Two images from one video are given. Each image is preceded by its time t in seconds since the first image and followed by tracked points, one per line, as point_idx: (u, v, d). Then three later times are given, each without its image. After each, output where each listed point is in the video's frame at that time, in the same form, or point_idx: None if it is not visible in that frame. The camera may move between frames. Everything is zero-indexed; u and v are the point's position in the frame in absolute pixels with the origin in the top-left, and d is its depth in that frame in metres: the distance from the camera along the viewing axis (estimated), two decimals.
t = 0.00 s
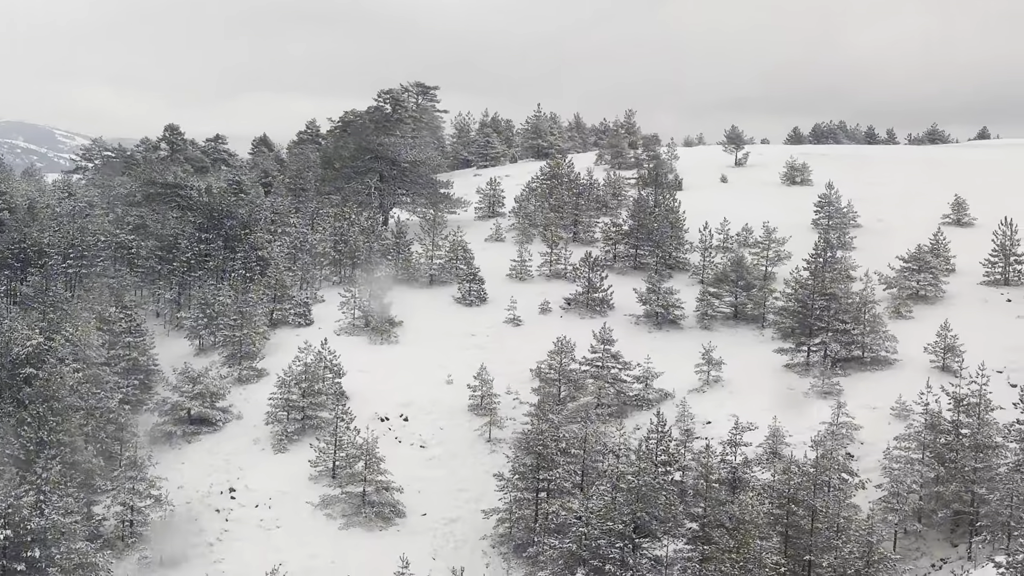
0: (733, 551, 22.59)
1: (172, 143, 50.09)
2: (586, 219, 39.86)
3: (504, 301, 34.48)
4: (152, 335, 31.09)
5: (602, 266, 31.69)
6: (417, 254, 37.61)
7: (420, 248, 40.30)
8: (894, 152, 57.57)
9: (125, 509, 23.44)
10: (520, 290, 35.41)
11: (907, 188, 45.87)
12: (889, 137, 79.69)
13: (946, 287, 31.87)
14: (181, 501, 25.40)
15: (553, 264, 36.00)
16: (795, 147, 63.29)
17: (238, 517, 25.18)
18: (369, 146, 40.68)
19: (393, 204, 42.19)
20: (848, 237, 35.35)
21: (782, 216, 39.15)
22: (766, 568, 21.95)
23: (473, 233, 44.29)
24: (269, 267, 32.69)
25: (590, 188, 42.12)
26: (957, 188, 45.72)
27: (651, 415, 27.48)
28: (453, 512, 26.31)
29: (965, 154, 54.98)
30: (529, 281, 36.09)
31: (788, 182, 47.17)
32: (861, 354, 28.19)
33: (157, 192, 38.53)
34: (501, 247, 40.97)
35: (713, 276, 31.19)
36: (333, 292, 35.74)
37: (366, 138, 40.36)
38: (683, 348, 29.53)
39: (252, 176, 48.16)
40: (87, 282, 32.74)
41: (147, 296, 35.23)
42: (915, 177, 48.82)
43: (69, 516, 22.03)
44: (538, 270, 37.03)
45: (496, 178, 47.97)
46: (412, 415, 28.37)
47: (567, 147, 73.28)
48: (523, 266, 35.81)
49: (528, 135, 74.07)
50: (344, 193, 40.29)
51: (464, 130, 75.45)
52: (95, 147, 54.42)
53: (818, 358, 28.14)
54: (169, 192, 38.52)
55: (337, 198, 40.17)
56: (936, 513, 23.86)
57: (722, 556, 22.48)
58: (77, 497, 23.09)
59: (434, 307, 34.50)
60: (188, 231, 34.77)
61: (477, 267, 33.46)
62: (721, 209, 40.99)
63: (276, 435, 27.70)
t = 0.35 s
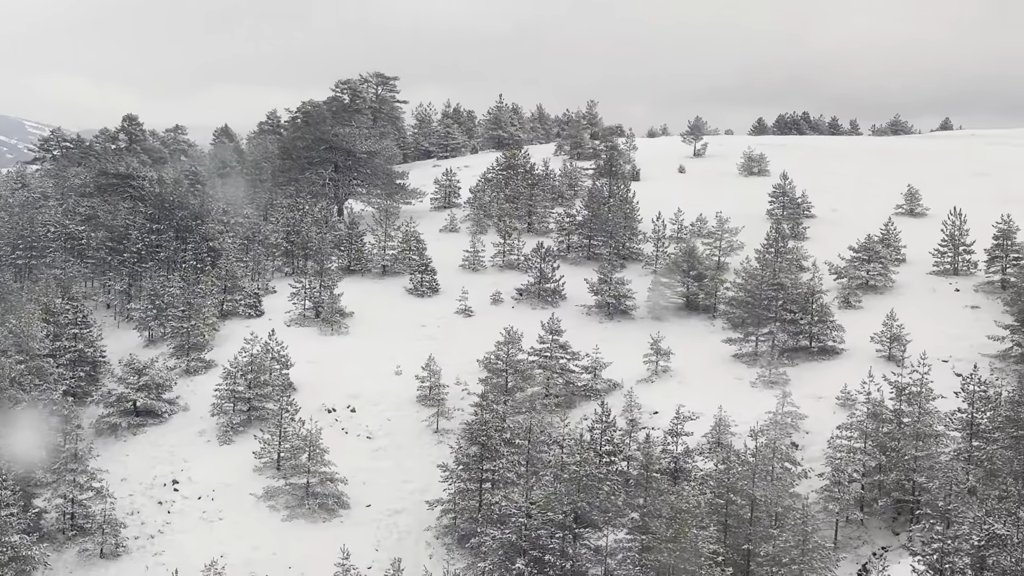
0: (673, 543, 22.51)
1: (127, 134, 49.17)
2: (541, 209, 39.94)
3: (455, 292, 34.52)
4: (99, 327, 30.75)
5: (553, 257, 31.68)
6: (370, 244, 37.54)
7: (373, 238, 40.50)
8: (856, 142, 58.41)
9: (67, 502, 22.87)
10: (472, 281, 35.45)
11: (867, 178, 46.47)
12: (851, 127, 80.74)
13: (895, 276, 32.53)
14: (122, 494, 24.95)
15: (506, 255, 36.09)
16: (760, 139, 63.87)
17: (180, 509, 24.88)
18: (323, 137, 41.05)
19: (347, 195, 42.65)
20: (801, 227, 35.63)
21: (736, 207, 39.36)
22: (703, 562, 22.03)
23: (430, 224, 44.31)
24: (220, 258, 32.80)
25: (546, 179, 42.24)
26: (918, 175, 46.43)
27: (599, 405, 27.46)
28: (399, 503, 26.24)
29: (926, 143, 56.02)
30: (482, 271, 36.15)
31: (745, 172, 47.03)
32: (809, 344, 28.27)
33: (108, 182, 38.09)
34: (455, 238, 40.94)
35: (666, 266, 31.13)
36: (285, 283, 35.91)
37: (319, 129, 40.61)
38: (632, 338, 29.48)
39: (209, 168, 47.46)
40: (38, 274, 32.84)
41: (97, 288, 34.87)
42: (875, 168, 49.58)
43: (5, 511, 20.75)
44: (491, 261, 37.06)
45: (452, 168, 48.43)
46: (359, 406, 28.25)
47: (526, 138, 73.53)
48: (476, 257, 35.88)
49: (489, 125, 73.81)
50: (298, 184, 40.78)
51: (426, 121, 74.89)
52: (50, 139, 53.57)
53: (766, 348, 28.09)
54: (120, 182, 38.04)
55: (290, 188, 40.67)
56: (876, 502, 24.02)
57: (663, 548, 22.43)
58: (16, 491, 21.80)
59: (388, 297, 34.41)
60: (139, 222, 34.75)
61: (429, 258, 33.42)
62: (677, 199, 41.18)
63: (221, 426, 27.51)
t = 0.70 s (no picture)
0: (604, 530, 22.37)
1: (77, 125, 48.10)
2: (493, 200, 39.97)
3: (404, 283, 34.65)
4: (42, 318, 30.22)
5: (501, 248, 31.49)
6: (321, 236, 37.63)
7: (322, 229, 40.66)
8: (815, 136, 59.37)
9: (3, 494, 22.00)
10: (421, 272, 35.53)
11: (825, 172, 47.13)
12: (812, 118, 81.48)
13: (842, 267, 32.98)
14: (60, 488, 24.38)
15: (456, 246, 36.27)
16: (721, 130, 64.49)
17: (120, 501, 24.43)
18: (274, 128, 41.11)
19: (298, 184, 43.21)
20: (752, 218, 36.03)
21: (689, 199, 39.65)
22: (636, 553, 21.41)
23: (383, 215, 44.34)
24: (169, 250, 32.98)
25: (501, 170, 42.26)
26: (873, 170, 47.43)
27: (544, 396, 27.25)
28: (341, 494, 26.13)
29: (882, 137, 57.33)
30: (432, 262, 36.27)
31: (700, 163, 48.12)
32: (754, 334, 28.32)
33: (57, 173, 38.38)
34: (407, 229, 41.40)
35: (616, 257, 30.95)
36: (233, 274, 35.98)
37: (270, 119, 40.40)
38: (579, 329, 29.35)
39: (162, 159, 46.58)
40: None
41: (43, 280, 34.49)
42: (831, 162, 50.51)
43: None
44: (441, 252, 37.18)
45: (404, 159, 49.22)
46: (303, 397, 28.10)
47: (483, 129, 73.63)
48: (426, 248, 36.03)
49: (447, 117, 73.24)
50: (249, 175, 41.31)
51: (384, 112, 73.95)
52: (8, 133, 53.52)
53: (712, 338, 28.04)
54: (66, 173, 38.05)
55: (240, 178, 41.41)
56: (816, 490, 23.72)
57: (597, 536, 22.29)
58: None
59: (337, 288, 34.38)
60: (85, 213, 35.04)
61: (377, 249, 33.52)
62: (630, 191, 41.47)
63: (163, 418, 27.29)
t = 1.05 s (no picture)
0: (540, 518, 21.89)
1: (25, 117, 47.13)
2: (444, 191, 40.10)
3: (353, 274, 34.69)
4: None
5: (449, 239, 31.43)
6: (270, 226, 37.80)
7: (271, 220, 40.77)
8: (778, 125, 60.12)
9: None
10: (370, 263, 35.59)
11: (786, 163, 47.65)
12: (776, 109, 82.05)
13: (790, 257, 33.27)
14: None
15: (406, 237, 36.36)
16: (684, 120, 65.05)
17: (57, 495, 23.99)
18: (224, 118, 41.46)
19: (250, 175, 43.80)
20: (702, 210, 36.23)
21: (641, 190, 40.09)
22: (570, 544, 21.21)
23: (335, 206, 44.31)
24: (115, 240, 32.89)
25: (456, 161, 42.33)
26: (833, 163, 48.11)
27: (490, 387, 27.15)
28: (283, 486, 25.93)
29: (842, 127, 58.37)
30: (382, 253, 36.33)
31: (654, 152, 48.45)
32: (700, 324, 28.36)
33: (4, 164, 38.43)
34: (359, 221, 41.40)
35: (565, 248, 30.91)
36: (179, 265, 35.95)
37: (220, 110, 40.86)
38: (525, 319, 29.30)
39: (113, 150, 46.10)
40: None
41: None
42: (793, 153, 51.20)
43: None
44: (392, 243, 37.25)
45: (357, 151, 49.50)
46: (247, 389, 27.87)
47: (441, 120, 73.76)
48: (376, 239, 36.09)
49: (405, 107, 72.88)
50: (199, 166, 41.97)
51: (343, 102, 73.16)
52: None
53: (657, 328, 28.00)
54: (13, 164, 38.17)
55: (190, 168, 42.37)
56: (758, 480, 23.44)
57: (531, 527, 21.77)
58: None
59: (287, 280, 34.31)
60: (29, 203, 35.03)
61: (326, 240, 33.57)
62: (582, 182, 41.73)
63: (103, 411, 26.96)
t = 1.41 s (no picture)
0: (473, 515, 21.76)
1: None
2: (396, 185, 40.36)
3: (301, 270, 34.80)
4: None
5: (397, 234, 31.36)
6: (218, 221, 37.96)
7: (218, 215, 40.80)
8: (739, 121, 60.84)
9: None
10: (318, 258, 35.71)
11: (746, 158, 48.06)
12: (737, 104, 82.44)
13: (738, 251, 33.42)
14: None
15: (356, 232, 36.55)
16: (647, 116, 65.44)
17: None
18: (174, 113, 42.04)
19: (200, 170, 43.96)
20: (654, 203, 37.01)
21: (594, 185, 40.90)
22: (504, 541, 21.27)
23: (284, 201, 44.12)
24: (60, 235, 32.60)
25: (409, 155, 42.32)
26: (792, 159, 48.68)
27: (436, 381, 26.95)
28: (224, 482, 25.65)
29: (802, 123, 59.37)
30: (332, 248, 36.39)
31: (610, 147, 49.23)
32: (645, 319, 28.42)
33: None
34: (309, 215, 41.34)
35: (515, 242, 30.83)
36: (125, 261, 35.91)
37: (170, 104, 41.31)
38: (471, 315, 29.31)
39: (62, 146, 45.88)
40: None
41: None
42: (754, 147, 51.96)
43: None
44: (342, 237, 37.35)
45: (309, 144, 49.44)
46: (190, 385, 27.76)
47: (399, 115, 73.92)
48: (326, 234, 36.10)
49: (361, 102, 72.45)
50: (148, 161, 42.29)
51: (300, 96, 72.27)
52: None
53: (603, 322, 27.95)
54: None
55: (140, 163, 42.67)
56: (694, 475, 23.41)
57: (463, 523, 21.69)
58: None
59: (234, 275, 34.35)
60: None
61: (274, 235, 33.68)
62: (533, 177, 41.90)
63: (42, 407, 26.42)
